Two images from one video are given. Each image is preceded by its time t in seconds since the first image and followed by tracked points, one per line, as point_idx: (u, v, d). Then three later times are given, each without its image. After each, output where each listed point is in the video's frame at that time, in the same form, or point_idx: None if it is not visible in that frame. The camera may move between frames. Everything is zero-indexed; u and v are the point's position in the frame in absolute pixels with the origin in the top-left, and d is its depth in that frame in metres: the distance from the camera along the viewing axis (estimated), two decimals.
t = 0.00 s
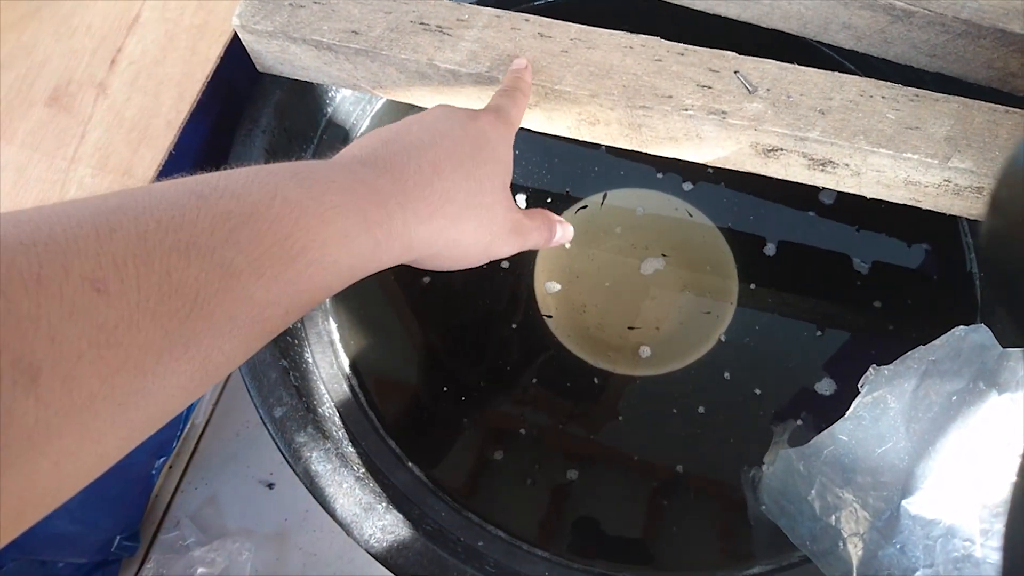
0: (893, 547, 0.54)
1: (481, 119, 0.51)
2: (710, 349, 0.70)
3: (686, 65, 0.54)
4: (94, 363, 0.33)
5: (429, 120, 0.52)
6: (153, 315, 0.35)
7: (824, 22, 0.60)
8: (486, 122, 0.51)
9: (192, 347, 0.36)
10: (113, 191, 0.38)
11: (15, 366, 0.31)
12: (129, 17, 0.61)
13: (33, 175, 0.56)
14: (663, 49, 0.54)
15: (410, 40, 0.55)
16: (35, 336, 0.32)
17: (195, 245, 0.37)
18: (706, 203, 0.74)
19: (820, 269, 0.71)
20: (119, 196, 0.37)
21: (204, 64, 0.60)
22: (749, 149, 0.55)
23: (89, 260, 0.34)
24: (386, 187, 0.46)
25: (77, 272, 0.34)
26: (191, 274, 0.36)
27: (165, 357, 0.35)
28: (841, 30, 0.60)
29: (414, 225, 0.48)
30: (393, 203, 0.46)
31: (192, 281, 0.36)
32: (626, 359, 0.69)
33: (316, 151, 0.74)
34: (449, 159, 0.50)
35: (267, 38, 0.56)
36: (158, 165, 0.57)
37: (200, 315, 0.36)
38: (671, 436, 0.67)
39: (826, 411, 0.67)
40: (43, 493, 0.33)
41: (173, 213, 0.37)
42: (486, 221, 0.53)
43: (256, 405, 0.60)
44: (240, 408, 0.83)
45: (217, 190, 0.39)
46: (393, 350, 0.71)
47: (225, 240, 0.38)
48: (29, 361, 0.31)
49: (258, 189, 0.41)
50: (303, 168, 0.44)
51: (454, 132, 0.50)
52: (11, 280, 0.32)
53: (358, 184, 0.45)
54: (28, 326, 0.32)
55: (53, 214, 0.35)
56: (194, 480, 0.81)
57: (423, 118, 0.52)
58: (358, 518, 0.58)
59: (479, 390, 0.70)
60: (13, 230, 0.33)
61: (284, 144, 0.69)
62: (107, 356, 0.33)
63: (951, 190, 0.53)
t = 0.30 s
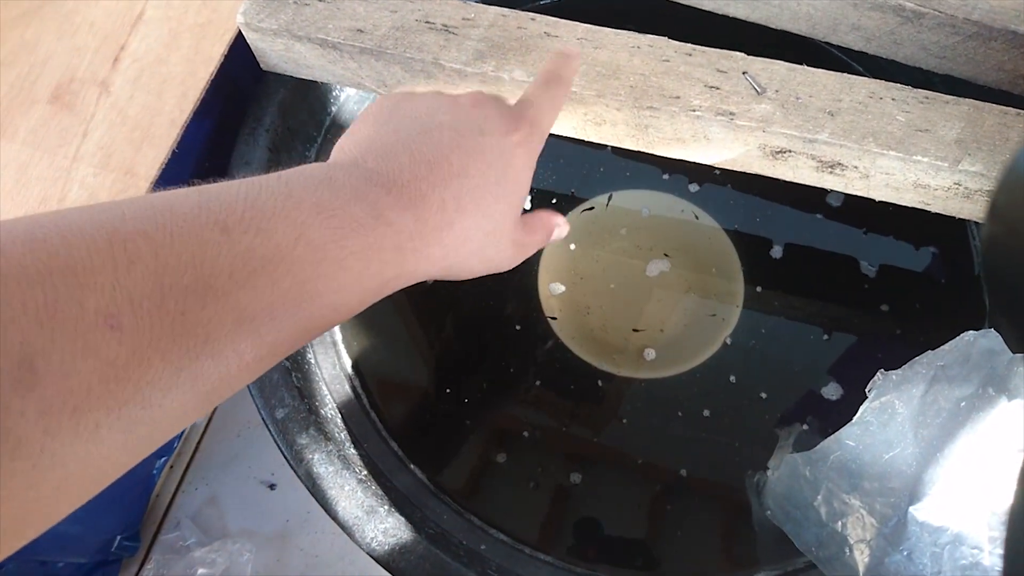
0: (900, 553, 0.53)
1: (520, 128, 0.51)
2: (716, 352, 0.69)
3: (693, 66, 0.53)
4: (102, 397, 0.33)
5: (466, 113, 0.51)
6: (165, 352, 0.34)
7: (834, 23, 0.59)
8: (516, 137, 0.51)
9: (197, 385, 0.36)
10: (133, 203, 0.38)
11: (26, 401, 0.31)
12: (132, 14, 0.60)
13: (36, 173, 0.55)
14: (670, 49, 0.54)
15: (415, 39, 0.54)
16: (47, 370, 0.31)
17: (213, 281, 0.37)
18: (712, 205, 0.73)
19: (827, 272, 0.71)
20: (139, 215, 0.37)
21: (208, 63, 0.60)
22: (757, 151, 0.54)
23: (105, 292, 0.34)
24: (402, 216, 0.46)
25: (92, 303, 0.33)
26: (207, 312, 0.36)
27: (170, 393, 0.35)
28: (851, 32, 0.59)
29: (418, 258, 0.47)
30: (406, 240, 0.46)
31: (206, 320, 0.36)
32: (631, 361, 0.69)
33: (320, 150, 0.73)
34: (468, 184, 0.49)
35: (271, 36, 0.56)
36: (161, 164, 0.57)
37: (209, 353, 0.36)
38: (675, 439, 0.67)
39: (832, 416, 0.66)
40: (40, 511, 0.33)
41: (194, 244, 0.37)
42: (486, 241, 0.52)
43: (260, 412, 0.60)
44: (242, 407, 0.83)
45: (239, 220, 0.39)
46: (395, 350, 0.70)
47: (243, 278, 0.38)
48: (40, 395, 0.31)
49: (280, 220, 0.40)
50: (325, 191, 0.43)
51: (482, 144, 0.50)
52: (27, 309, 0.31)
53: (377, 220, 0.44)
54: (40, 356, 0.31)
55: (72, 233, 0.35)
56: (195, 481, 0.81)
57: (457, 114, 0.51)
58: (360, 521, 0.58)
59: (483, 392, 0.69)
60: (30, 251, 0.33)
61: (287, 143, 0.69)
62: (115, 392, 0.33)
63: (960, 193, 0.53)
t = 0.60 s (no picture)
0: (900, 558, 0.52)
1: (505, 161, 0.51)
2: (716, 354, 0.69)
3: (694, 66, 0.53)
4: (117, 390, 0.34)
5: (457, 148, 0.51)
6: (182, 346, 0.36)
7: (836, 24, 0.59)
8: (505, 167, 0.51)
9: (214, 378, 0.37)
10: (154, 212, 0.40)
11: (48, 393, 0.32)
12: (131, 12, 0.60)
13: (33, 171, 0.55)
14: (671, 49, 0.54)
15: (414, 38, 0.54)
16: (69, 363, 0.33)
17: (229, 280, 0.38)
18: (712, 206, 0.73)
19: (827, 274, 0.70)
20: (159, 221, 0.38)
21: (206, 61, 0.60)
22: (758, 152, 0.54)
23: (125, 290, 0.35)
24: (408, 231, 0.46)
25: (112, 301, 0.35)
26: (223, 309, 0.37)
27: (188, 386, 0.36)
28: (853, 33, 0.59)
29: (424, 270, 0.48)
30: (414, 245, 0.46)
31: (222, 316, 0.37)
32: (630, 363, 0.68)
33: (319, 149, 0.73)
34: (471, 201, 0.49)
35: (270, 34, 0.56)
36: (159, 162, 0.56)
37: (225, 348, 0.37)
38: (675, 441, 0.67)
39: (832, 419, 0.66)
40: (59, 505, 0.34)
41: (210, 245, 0.38)
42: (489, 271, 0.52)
43: (255, 412, 0.60)
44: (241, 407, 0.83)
45: (254, 223, 0.40)
46: (394, 351, 0.70)
47: (256, 278, 0.39)
48: (62, 388, 0.32)
49: (293, 223, 0.42)
50: (336, 199, 0.44)
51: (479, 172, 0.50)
52: (50, 303, 0.33)
53: (385, 224, 0.45)
54: (61, 350, 0.33)
55: (92, 236, 0.36)
56: (192, 480, 0.81)
57: (451, 147, 0.51)
58: (356, 522, 0.58)
59: (481, 393, 0.69)
60: (42, 261, 0.34)
61: (286, 142, 0.68)
62: (135, 385, 0.34)
63: (962, 196, 0.52)
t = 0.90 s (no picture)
0: (896, 559, 0.52)
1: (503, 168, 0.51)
2: (714, 354, 0.69)
3: (693, 67, 0.53)
4: (123, 388, 0.34)
5: (456, 153, 0.51)
6: (187, 345, 0.36)
7: (835, 25, 0.59)
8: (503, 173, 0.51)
9: (220, 375, 0.37)
10: (158, 212, 0.40)
11: (56, 391, 0.32)
12: (132, 10, 0.60)
13: (33, 169, 0.55)
14: (670, 50, 0.54)
15: (414, 37, 0.54)
16: (77, 362, 0.33)
17: (232, 279, 0.38)
18: (711, 206, 0.73)
19: (826, 275, 0.70)
20: (163, 221, 0.39)
21: (206, 60, 0.60)
22: (756, 153, 0.54)
23: (131, 289, 0.35)
24: (408, 228, 0.46)
25: (121, 301, 0.35)
26: (226, 308, 0.37)
27: (194, 383, 0.36)
28: (852, 34, 0.59)
29: (425, 271, 0.48)
30: (413, 243, 0.46)
31: (225, 314, 0.37)
32: (629, 363, 0.68)
33: (319, 148, 0.73)
34: (470, 201, 0.49)
35: (270, 33, 0.56)
36: (159, 160, 0.57)
37: (230, 346, 0.37)
38: (674, 440, 0.67)
39: (830, 420, 0.66)
40: (64, 502, 0.33)
41: (213, 245, 0.38)
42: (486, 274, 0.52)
43: (256, 411, 0.60)
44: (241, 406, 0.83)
45: (256, 222, 0.40)
46: (394, 349, 0.71)
47: (261, 275, 0.39)
48: (70, 386, 0.33)
49: (294, 222, 0.42)
50: (335, 198, 0.45)
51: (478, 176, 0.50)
52: (58, 303, 0.33)
53: (383, 221, 0.45)
54: (68, 350, 0.33)
55: (97, 237, 0.37)
56: (192, 478, 0.81)
57: (450, 151, 0.51)
58: (354, 521, 0.58)
59: (479, 392, 0.69)
60: (49, 261, 0.34)
61: (286, 141, 0.68)
62: (141, 383, 0.34)
63: (960, 197, 0.53)
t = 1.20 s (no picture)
0: (890, 558, 0.53)
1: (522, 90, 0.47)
2: (711, 353, 0.69)
3: (691, 67, 0.53)
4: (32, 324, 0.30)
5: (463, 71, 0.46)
6: (98, 272, 0.31)
7: (833, 26, 0.59)
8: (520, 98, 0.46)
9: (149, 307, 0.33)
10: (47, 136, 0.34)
11: None
12: (132, 9, 0.60)
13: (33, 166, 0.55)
14: (669, 50, 0.54)
15: (412, 37, 0.54)
16: None
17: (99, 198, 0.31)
18: (709, 205, 0.73)
19: (824, 275, 0.71)
20: (23, 149, 0.32)
21: (206, 58, 0.60)
22: (753, 153, 0.54)
23: None
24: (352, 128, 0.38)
25: (34, 191, 0.30)
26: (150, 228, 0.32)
27: (121, 313, 0.32)
28: (850, 35, 0.59)
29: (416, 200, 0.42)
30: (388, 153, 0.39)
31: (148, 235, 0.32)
32: (627, 362, 0.69)
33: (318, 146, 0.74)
34: (451, 110, 0.42)
35: (270, 33, 0.56)
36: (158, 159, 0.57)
37: (162, 274, 0.33)
38: (672, 440, 0.67)
39: (827, 420, 0.66)
40: None
41: (77, 166, 0.31)
42: (482, 223, 0.49)
43: (252, 406, 0.60)
44: (239, 403, 0.83)
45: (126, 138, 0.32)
46: (392, 347, 0.70)
47: (216, 149, 0.34)
48: None
49: (180, 131, 0.33)
50: (243, 104, 0.36)
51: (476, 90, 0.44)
52: None
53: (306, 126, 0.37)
54: None
55: None
56: (190, 475, 0.81)
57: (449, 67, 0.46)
58: (350, 518, 0.59)
59: (476, 390, 0.69)
60: None
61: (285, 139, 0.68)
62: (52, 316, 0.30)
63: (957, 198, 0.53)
